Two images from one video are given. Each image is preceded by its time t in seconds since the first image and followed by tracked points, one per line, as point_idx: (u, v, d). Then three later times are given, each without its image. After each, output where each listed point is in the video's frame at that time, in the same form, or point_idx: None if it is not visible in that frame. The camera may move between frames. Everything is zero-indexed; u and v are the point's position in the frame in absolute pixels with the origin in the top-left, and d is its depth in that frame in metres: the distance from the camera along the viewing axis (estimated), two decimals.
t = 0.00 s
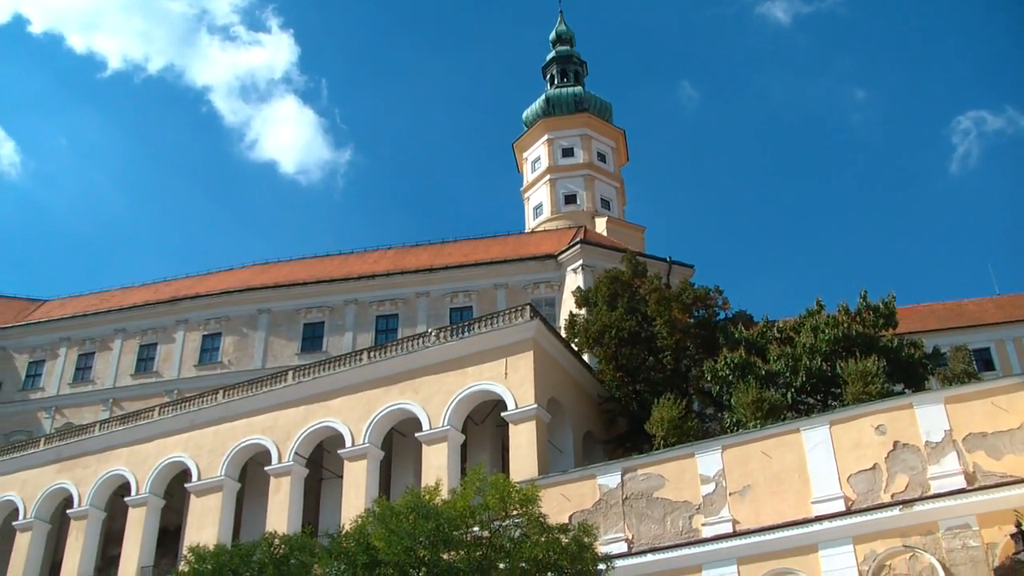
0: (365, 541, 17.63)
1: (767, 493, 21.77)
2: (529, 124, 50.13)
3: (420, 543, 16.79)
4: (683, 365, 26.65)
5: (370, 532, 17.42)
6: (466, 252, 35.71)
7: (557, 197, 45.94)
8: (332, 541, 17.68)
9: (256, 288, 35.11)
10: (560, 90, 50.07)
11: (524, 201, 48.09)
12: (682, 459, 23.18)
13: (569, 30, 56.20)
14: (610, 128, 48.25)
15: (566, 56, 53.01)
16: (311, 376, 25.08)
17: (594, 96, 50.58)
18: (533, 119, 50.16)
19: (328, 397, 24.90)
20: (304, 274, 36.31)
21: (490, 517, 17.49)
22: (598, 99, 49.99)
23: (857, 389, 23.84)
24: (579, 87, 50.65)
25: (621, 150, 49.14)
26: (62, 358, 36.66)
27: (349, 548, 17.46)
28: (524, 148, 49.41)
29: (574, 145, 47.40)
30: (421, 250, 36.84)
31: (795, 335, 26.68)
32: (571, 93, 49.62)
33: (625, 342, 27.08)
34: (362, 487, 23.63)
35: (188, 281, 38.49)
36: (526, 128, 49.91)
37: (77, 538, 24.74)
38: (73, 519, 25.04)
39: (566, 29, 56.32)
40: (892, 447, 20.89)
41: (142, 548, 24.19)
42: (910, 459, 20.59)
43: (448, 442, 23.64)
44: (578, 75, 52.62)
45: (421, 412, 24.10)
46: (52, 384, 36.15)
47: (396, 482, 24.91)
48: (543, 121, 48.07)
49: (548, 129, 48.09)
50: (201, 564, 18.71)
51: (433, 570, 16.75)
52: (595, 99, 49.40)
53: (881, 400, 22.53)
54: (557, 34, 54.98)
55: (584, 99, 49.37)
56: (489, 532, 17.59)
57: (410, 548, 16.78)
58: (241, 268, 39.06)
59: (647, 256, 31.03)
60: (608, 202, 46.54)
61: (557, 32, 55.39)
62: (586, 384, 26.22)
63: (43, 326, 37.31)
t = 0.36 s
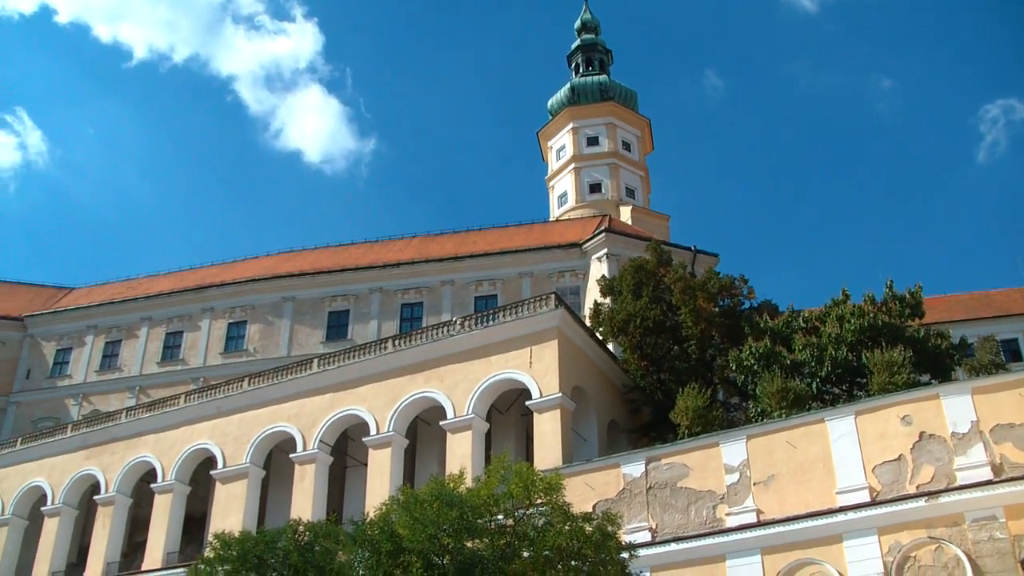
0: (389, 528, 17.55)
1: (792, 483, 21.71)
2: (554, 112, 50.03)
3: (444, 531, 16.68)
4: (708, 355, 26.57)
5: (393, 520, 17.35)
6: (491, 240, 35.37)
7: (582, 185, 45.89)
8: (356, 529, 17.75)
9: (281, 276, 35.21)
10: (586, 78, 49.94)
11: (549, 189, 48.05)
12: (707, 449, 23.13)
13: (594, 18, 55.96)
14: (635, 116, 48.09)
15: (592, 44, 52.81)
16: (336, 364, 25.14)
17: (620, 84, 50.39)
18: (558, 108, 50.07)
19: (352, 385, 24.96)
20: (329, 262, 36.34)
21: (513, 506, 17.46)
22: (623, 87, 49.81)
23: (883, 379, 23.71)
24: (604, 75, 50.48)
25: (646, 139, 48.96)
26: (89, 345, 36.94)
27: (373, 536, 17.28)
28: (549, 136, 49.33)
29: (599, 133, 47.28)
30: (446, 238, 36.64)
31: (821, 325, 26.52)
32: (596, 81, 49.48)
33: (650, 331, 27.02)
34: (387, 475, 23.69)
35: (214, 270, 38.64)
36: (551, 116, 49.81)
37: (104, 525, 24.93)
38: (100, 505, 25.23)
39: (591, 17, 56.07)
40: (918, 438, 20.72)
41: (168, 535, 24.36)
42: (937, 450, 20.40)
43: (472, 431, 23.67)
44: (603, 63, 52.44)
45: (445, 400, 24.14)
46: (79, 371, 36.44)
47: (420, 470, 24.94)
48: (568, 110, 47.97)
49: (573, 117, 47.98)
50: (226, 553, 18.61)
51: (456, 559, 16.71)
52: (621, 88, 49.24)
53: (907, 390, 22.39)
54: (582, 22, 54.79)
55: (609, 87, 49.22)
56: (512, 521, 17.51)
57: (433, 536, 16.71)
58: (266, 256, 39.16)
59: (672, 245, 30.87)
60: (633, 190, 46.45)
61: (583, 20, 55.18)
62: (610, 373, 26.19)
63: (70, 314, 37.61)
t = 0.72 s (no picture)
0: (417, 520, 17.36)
1: (821, 473, 21.61)
2: (580, 103, 49.95)
3: (474, 523, 16.59)
4: (736, 345, 26.47)
5: (422, 511, 17.25)
6: (519, 232, 35.13)
7: (609, 175, 45.84)
8: (385, 520, 17.43)
9: (308, 269, 35.31)
10: (611, 68, 49.83)
11: (575, 179, 48.00)
12: (735, 439, 23.05)
13: (619, 7, 55.77)
14: (661, 106, 47.91)
15: (617, 33, 52.64)
16: (364, 357, 25.20)
17: (645, 74, 50.23)
18: (584, 98, 49.99)
19: (380, 377, 25.00)
20: (355, 255, 36.39)
21: (542, 497, 17.49)
22: (649, 77, 49.65)
23: (912, 368, 23.53)
24: (629, 65, 50.34)
25: (672, 128, 48.78)
26: (118, 339, 37.22)
27: (402, 527, 16.97)
28: (574, 127, 49.24)
29: (625, 123, 47.17)
30: (473, 230, 36.48)
31: (849, 314, 26.34)
32: (622, 71, 49.36)
33: (677, 322, 26.95)
34: (415, 466, 23.72)
35: (241, 263, 38.79)
36: (577, 107, 49.73)
37: (136, 518, 25.10)
38: (131, 498, 25.41)
39: (616, 7, 55.87)
40: (948, 428, 20.51)
41: (198, 528, 24.50)
42: (967, 440, 20.17)
43: (500, 422, 23.67)
44: (628, 53, 52.28)
45: (473, 392, 24.15)
46: (109, 365, 36.71)
47: (449, 462, 24.95)
48: (594, 100, 47.88)
49: (599, 108, 47.88)
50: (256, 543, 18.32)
51: (486, 550, 16.42)
52: (646, 78, 49.09)
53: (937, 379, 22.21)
54: (607, 12, 54.62)
55: (635, 77, 49.09)
56: (541, 512, 17.57)
57: (463, 527, 16.61)
58: (293, 249, 39.26)
59: (699, 235, 30.73)
60: (659, 180, 46.33)
61: (607, 10, 55.01)
62: (638, 364, 26.14)
63: (99, 308, 37.90)
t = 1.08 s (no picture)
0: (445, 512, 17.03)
1: (849, 464, 21.49)
2: (605, 94, 49.88)
3: (502, 514, 16.57)
4: (763, 335, 26.38)
5: (450, 503, 17.14)
6: (545, 223, 35.06)
7: (634, 166, 45.80)
8: (413, 512, 17.25)
9: (334, 262, 35.40)
10: (636, 59, 49.76)
11: (600, 171, 47.97)
12: (763, 430, 22.96)
13: None
14: (686, 97, 47.77)
15: (641, 24, 52.51)
16: (391, 349, 25.23)
17: (670, 64, 50.09)
18: (609, 90, 49.93)
19: (407, 370, 25.02)
20: (381, 248, 36.45)
21: (570, 488, 17.34)
22: (674, 68, 49.53)
23: (941, 358, 23.34)
24: (654, 56, 50.22)
25: (698, 119, 48.62)
26: (146, 334, 37.48)
27: (430, 519, 16.99)
28: (600, 118, 49.18)
29: (650, 115, 47.09)
30: (499, 222, 36.42)
31: (877, 304, 26.17)
32: (646, 62, 49.28)
33: (704, 313, 26.89)
34: (443, 458, 23.74)
35: (268, 257, 38.94)
36: (602, 98, 49.67)
37: (165, 511, 25.23)
38: (160, 491, 25.53)
39: None
40: (978, 417, 20.32)
41: (227, 520, 24.60)
42: (997, 430, 19.97)
43: (527, 414, 23.66)
44: (653, 43, 52.14)
45: (500, 383, 24.14)
46: (137, 360, 36.96)
47: (476, 454, 24.95)
48: (619, 91, 47.82)
49: (624, 99, 47.81)
50: (284, 536, 18.15)
51: (514, 542, 16.31)
52: (671, 68, 48.96)
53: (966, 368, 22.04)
54: (631, 3, 54.49)
55: (659, 68, 48.99)
56: (569, 503, 17.38)
57: (491, 519, 16.48)
58: (320, 243, 39.34)
59: (725, 225, 30.62)
60: (685, 171, 46.21)
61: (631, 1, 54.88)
62: (665, 355, 26.09)
63: (127, 302, 38.19)
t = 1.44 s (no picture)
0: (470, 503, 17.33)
1: (874, 453, 21.41)
2: (626, 84, 49.78)
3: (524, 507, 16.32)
4: (787, 324, 26.32)
5: (475, 494, 17.08)
6: (568, 214, 35.02)
7: (656, 156, 45.72)
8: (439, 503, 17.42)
9: (357, 255, 35.49)
10: (657, 49, 49.63)
11: (622, 161, 47.91)
12: (788, 419, 22.90)
13: None
14: (707, 86, 47.61)
15: (661, 13, 52.32)
16: (415, 342, 25.28)
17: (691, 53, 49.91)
18: (630, 79, 49.83)
19: (431, 362, 25.06)
20: (403, 240, 36.48)
21: (595, 479, 17.05)
22: (695, 56, 49.35)
23: (966, 346, 23.17)
24: (675, 45, 50.06)
25: (719, 108, 48.44)
26: (171, 329, 37.75)
27: (455, 510, 16.98)
28: (621, 108, 49.10)
29: (671, 104, 46.99)
30: (520, 213, 36.38)
31: (901, 292, 26.03)
32: (667, 51, 49.15)
33: (727, 302, 26.84)
34: (467, 450, 23.79)
35: (291, 251, 39.06)
36: (623, 88, 49.56)
37: (192, 504, 25.38)
38: (187, 485, 25.68)
39: None
40: (1004, 405, 20.16)
41: (253, 514, 24.73)
42: None
43: (551, 405, 23.67)
44: (673, 33, 51.94)
45: (523, 374, 24.15)
46: (162, 354, 37.24)
47: (501, 445, 24.98)
48: (640, 81, 47.73)
49: (645, 89, 47.72)
50: (309, 529, 18.26)
51: (539, 532, 16.33)
52: (692, 57, 48.79)
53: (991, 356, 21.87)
54: None
55: (680, 57, 48.84)
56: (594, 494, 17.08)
57: (515, 510, 16.36)
58: (342, 236, 39.41)
59: (747, 214, 30.53)
60: (707, 160, 46.09)
61: None
62: (689, 345, 26.06)
63: (151, 298, 38.50)
